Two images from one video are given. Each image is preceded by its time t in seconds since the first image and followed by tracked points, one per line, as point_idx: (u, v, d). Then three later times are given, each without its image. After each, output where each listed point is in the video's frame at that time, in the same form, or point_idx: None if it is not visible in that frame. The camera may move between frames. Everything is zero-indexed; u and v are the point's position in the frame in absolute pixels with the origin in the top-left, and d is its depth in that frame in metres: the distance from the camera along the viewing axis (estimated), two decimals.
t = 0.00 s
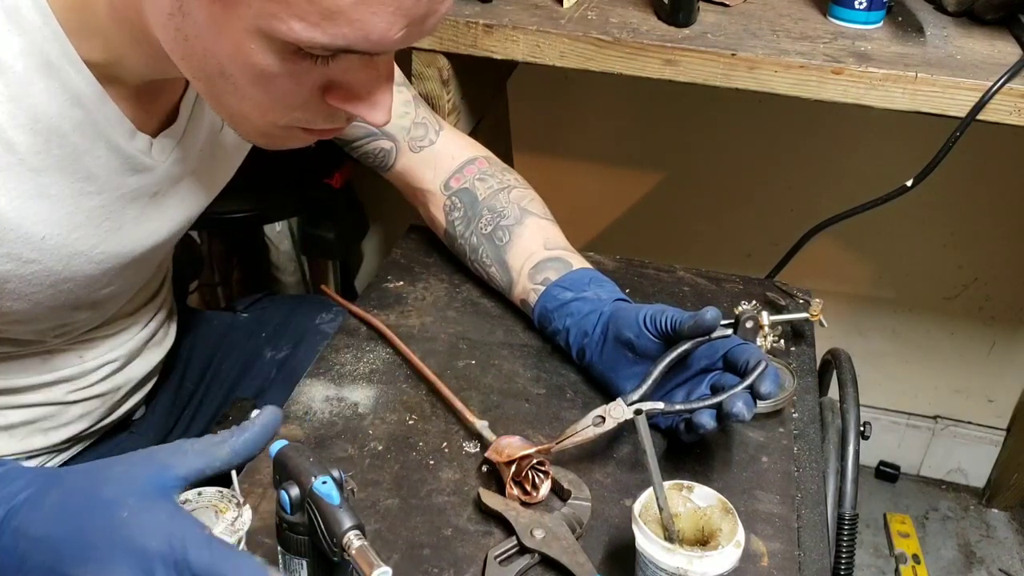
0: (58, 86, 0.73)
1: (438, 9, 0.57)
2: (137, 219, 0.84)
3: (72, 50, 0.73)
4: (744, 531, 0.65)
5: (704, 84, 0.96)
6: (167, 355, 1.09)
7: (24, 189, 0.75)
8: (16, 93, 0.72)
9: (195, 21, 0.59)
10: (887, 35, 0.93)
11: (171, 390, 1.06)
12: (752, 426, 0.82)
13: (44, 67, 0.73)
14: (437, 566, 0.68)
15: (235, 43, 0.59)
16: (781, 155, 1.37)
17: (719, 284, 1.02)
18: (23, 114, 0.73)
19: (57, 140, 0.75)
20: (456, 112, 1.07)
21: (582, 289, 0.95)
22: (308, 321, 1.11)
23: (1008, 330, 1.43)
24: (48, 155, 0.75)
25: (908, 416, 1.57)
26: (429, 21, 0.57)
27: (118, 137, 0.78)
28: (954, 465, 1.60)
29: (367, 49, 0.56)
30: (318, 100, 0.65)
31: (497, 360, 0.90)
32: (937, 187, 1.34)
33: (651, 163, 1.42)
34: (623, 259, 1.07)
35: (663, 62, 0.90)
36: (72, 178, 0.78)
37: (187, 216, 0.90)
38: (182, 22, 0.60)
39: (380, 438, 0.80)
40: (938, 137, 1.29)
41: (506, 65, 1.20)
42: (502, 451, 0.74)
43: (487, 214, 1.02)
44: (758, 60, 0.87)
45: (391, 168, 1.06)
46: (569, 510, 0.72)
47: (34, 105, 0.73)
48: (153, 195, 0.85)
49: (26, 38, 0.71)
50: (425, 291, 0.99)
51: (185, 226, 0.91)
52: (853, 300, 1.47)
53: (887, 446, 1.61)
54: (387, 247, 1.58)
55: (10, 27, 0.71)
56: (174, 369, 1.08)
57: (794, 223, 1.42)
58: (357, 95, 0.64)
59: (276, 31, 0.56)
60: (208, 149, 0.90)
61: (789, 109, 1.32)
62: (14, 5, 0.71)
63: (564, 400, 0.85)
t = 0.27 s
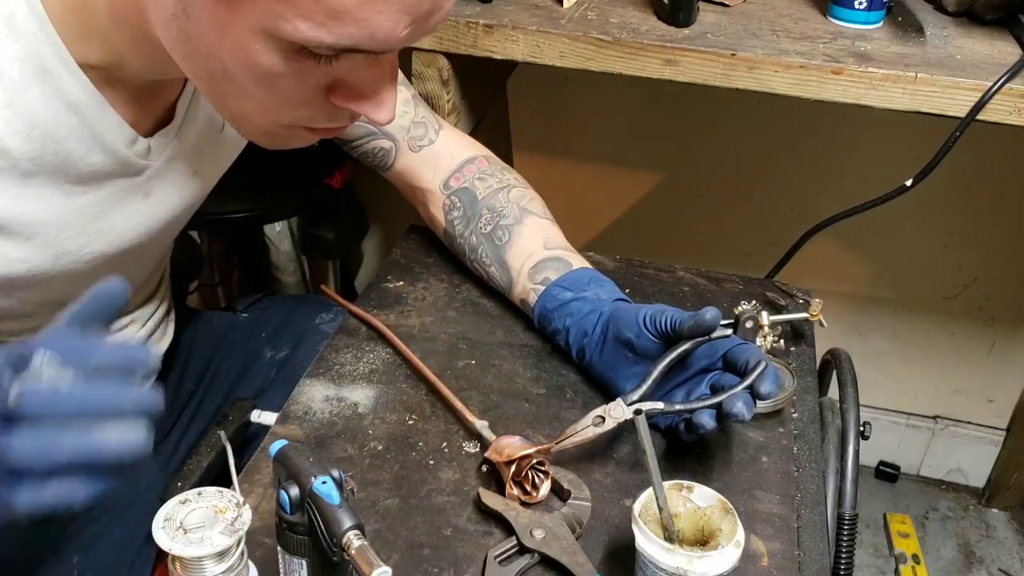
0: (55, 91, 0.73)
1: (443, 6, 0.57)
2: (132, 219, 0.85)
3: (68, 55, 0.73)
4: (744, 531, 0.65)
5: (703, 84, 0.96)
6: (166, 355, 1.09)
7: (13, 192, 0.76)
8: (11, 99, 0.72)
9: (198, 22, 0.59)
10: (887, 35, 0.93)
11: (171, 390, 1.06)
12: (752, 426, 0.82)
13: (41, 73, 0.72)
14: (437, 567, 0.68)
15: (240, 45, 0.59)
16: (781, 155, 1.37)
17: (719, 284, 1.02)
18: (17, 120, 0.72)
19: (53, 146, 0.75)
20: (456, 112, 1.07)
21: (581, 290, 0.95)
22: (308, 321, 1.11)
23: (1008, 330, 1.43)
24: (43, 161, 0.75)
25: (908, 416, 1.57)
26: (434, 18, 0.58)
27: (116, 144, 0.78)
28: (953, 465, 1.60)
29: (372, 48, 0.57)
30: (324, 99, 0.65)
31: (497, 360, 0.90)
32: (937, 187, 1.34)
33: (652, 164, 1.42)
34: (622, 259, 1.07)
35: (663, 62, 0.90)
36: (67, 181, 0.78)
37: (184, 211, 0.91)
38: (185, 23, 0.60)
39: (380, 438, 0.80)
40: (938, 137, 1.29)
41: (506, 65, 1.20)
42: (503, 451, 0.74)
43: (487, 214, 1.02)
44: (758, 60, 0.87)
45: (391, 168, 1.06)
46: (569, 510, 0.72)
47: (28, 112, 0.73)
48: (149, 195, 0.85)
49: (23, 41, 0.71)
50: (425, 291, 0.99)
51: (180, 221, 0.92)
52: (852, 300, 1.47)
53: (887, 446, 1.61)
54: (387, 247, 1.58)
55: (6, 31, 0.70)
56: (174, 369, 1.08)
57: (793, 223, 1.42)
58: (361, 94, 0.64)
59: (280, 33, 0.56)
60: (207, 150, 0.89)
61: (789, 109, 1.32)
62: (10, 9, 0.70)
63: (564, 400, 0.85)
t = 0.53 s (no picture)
0: (48, 100, 0.73)
1: (440, 22, 0.58)
2: (125, 223, 0.85)
3: (59, 61, 0.72)
4: (744, 531, 0.65)
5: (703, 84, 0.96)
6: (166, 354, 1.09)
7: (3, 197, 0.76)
8: None
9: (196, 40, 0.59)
10: (887, 35, 0.93)
11: (171, 390, 1.06)
12: (752, 426, 0.82)
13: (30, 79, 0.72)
14: (437, 566, 0.68)
15: (239, 62, 0.59)
16: (781, 155, 1.37)
17: (719, 284, 1.02)
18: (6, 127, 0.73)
19: (42, 152, 0.75)
20: (457, 112, 1.07)
21: (581, 290, 0.94)
22: (308, 321, 1.11)
23: (1008, 330, 1.43)
24: (34, 169, 0.75)
25: (908, 416, 1.57)
26: (432, 34, 0.59)
27: (108, 153, 0.78)
28: (953, 465, 1.60)
29: (372, 66, 0.57)
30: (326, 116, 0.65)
31: (497, 360, 0.90)
32: (937, 187, 1.33)
33: (652, 163, 1.42)
34: (622, 259, 1.07)
35: (663, 62, 0.90)
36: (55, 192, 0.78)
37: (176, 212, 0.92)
38: (184, 39, 0.60)
39: (380, 438, 0.80)
40: (937, 137, 1.29)
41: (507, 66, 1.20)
42: (503, 451, 0.74)
43: (487, 213, 1.02)
44: (758, 60, 0.87)
45: (391, 168, 1.06)
46: (569, 510, 0.72)
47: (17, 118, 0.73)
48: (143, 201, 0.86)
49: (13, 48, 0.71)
50: (425, 291, 0.99)
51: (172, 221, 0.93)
52: (852, 299, 1.47)
53: (887, 446, 1.61)
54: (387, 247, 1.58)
55: None
56: (174, 368, 1.08)
57: (793, 223, 1.42)
58: (362, 110, 0.65)
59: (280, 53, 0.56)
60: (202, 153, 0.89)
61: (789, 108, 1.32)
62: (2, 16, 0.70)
63: (564, 400, 0.85)
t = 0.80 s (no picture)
0: (45, 101, 0.73)
1: (438, 23, 0.58)
2: (124, 224, 0.85)
3: (57, 63, 0.72)
4: (744, 531, 0.65)
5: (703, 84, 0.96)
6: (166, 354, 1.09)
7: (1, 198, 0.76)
8: None
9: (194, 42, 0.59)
10: (887, 35, 0.93)
11: (171, 390, 1.06)
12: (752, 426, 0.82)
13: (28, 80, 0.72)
14: (437, 566, 0.68)
15: (236, 63, 0.59)
16: (781, 154, 1.37)
17: (719, 284, 1.02)
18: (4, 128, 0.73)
19: (40, 153, 0.75)
20: (457, 112, 1.07)
21: (581, 289, 0.95)
22: (307, 322, 1.11)
23: (1008, 330, 1.43)
24: (32, 170, 0.75)
25: (908, 416, 1.57)
26: (430, 35, 0.59)
27: (107, 154, 0.78)
28: (953, 465, 1.60)
29: (368, 67, 0.57)
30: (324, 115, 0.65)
31: (497, 360, 0.90)
32: (937, 187, 1.33)
33: (652, 163, 1.42)
34: (622, 259, 1.07)
35: (663, 62, 0.90)
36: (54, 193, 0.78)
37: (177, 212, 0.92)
38: (181, 41, 0.60)
39: (380, 438, 0.80)
40: (937, 137, 1.29)
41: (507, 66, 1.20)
42: (503, 451, 0.74)
43: (488, 213, 1.02)
44: (758, 60, 0.87)
45: (390, 167, 1.06)
46: (569, 510, 0.72)
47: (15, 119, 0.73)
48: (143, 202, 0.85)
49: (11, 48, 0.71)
50: (425, 291, 0.99)
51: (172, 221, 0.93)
52: (852, 299, 1.47)
53: (887, 446, 1.61)
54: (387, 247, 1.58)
55: None
56: (174, 368, 1.08)
57: (793, 223, 1.42)
58: (360, 110, 0.64)
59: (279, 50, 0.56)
60: (202, 153, 0.89)
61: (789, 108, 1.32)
62: None
63: (564, 400, 0.85)
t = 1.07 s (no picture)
0: (44, 100, 0.73)
1: (437, 22, 0.58)
2: (123, 224, 0.84)
3: (57, 63, 0.72)
4: (744, 531, 0.65)
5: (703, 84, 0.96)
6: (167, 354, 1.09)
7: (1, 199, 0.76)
8: None
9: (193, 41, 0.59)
10: (887, 35, 0.93)
11: (171, 390, 1.06)
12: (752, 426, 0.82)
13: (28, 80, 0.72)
14: (437, 566, 0.68)
15: (235, 63, 0.59)
16: (781, 154, 1.37)
17: (719, 285, 1.02)
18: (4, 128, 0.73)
19: (41, 153, 0.75)
20: (457, 112, 1.07)
21: (585, 289, 0.95)
22: (307, 322, 1.11)
23: (1008, 330, 1.43)
24: (32, 171, 0.76)
25: (908, 416, 1.57)
26: (429, 34, 0.59)
27: (107, 154, 0.78)
28: (953, 465, 1.60)
29: (368, 66, 0.57)
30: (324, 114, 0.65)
31: (497, 360, 0.90)
32: (937, 187, 1.34)
33: (652, 163, 1.43)
34: (623, 259, 1.07)
35: (663, 62, 0.90)
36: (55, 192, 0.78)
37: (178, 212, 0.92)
38: (180, 40, 0.60)
39: (380, 438, 0.80)
40: (938, 137, 1.29)
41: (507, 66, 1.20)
42: (503, 451, 0.74)
43: (488, 212, 1.02)
44: (758, 60, 0.87)
45: (390, 167, 1.06)
46: (569, 510, 0.72)
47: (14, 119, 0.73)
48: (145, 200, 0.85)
49: (11, 49, 0.71)
50: (425, 291, 0.99)
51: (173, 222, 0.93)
52: (852, 299, 1.47)
53: (887, 446, 1.61)
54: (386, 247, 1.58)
55: None
56: (175, 368, 1.08)
57: (793, 224, 1.42)
58: (359, 109, 0.64)
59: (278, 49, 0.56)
60: (206, 153, 0.89)
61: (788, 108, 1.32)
62: None
63: (564, 400, 0.85)
